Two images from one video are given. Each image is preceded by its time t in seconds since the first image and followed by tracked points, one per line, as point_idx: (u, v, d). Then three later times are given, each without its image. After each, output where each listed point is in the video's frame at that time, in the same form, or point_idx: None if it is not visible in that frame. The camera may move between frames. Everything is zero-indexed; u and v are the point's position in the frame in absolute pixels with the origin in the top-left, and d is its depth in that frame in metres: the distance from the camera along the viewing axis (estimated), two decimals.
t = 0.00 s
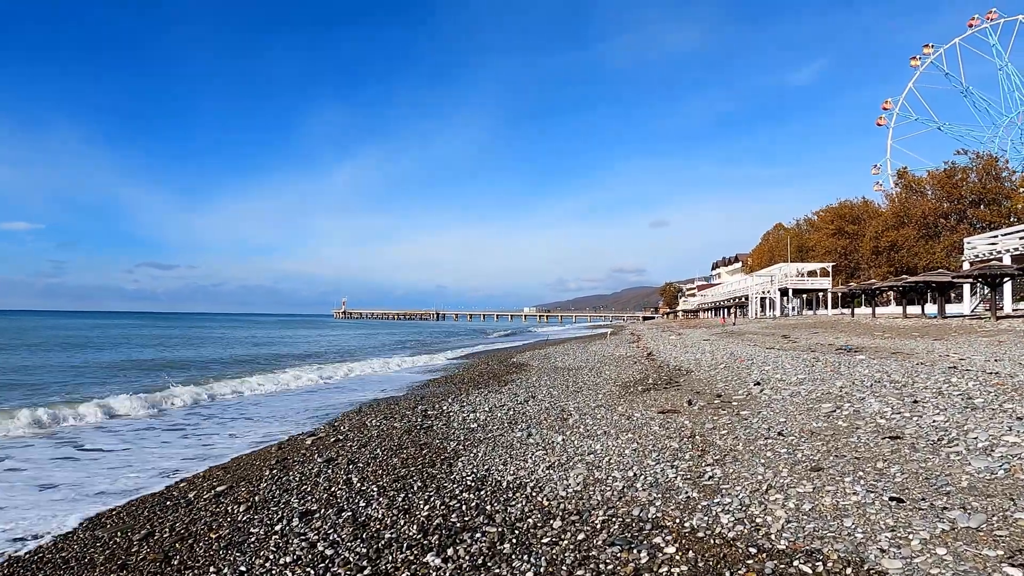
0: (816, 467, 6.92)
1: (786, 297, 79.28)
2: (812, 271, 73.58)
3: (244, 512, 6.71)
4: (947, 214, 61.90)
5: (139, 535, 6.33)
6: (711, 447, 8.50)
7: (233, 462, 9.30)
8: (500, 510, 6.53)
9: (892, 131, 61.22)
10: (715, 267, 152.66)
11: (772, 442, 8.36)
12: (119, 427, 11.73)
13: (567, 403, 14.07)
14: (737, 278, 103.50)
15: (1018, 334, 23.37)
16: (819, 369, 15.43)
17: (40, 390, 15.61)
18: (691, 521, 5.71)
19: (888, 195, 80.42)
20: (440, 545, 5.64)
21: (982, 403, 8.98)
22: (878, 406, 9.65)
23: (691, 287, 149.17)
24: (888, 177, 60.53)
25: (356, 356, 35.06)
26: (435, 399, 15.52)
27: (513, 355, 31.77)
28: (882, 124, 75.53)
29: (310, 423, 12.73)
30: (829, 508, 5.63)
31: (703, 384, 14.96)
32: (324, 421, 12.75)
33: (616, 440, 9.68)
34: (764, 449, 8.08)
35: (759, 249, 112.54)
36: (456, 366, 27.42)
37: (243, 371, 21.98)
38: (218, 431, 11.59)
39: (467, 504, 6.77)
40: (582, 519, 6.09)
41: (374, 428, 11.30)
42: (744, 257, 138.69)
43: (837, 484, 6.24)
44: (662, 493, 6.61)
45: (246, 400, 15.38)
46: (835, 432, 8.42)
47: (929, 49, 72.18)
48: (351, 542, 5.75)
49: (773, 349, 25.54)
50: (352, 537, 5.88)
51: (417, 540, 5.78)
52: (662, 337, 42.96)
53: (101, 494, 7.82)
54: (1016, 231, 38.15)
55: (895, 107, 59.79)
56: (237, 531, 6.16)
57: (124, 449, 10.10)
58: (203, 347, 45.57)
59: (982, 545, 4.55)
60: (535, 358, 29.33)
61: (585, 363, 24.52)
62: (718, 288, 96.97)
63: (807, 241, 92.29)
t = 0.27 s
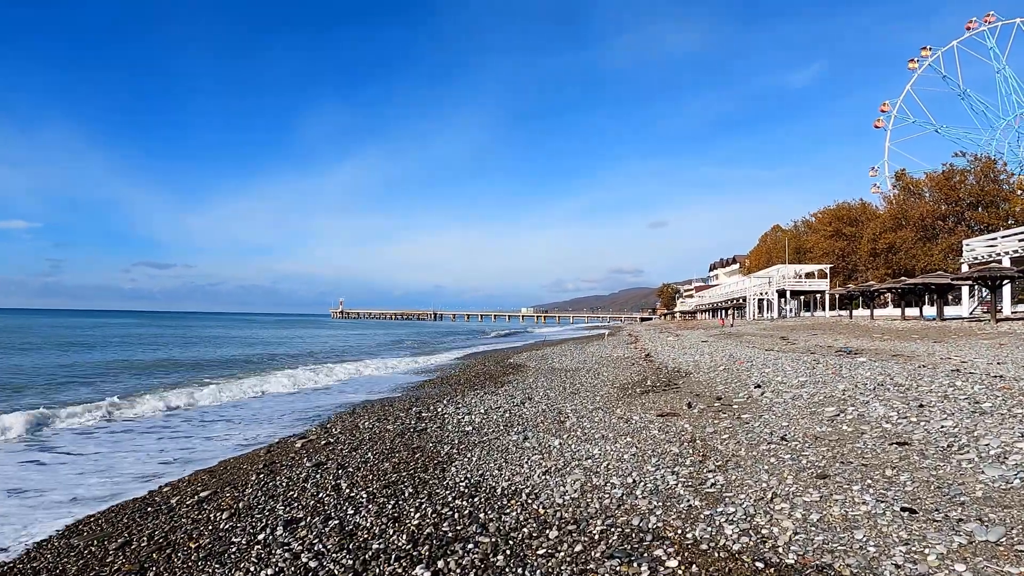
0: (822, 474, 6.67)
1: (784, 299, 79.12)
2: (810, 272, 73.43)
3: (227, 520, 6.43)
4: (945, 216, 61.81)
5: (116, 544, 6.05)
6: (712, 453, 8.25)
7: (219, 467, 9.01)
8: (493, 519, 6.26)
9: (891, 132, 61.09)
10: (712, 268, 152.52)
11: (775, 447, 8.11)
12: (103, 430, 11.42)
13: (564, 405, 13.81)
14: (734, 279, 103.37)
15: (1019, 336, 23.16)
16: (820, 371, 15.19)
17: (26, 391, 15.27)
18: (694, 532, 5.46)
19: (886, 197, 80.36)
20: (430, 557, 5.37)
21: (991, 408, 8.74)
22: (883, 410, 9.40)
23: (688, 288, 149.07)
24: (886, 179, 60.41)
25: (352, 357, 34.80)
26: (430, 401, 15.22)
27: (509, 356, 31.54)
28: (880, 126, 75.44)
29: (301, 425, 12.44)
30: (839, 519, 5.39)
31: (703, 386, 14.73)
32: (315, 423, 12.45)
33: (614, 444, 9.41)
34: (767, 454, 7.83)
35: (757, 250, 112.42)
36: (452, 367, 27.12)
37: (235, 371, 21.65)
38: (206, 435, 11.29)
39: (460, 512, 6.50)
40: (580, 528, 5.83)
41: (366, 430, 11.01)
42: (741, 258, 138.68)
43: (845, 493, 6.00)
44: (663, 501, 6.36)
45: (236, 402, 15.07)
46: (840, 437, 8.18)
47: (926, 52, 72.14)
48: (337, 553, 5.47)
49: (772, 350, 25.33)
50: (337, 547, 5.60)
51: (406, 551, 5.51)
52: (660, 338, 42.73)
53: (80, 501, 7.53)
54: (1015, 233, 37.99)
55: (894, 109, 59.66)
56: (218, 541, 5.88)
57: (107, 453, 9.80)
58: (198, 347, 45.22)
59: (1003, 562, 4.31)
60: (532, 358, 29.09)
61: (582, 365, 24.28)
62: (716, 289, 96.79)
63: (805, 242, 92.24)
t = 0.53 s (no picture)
0: (827, 482, 6.45)
1: (782, 300, 79.02)
2: (808, 273, 73.36)
3: (211, 530, 6.20)
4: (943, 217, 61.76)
5: (94, 555, 5.81)
6: (713, 459, 8.02)
7: (207, 473, 8.77)
8: (487, 529, 6.04)
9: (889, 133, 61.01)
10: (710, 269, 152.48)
11: (778, 453, 7.90)
12: (89, 436, 11.15)
13: (562, 408, 13.59)
14: (733, 280, 103.33)
15: (1020, 338, 23.01)
16: (821, 373, 15.00)
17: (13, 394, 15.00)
18: (696, 544, 5.24)
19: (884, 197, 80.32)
20: (420, 571, 5.14)
21: (997, 413, 8.54)
22: (887, 414, 9.20)
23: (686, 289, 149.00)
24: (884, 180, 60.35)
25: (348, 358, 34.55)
26: (425, 403, 15.00)
27: (507, 357, 31.33)
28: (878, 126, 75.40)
29: (293, 429, 12.20)
30: (846, 530, 5.18)
31: (702, 388, 14.53)
32: (308, 427, 12.20)
33: (612, 449, 9.19)
34: (770, 460, 7.62)
35: (755, 251, 112.40)
36: (448, 368, 26.90)
37: (229, 373, 21.39)
38: (195, 440, 11.04)
39: (453, 521, 6.28)
40: (576, 539, 5.62)
41: (359, 434, 10.78)
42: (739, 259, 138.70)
43: (853, 502, 5.78)
44: (663, 510, 6.14)
45: (228, 405, 14.82)
46: (844, 442, 7.97)
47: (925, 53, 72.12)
48: (323, 566, 5.24)
49: (771, 352, 25.14)
50: (324, 560, 5.37)
51: (396, 564, 5.28)
52: (658, 339, 42.49)
53: (61, 510, 7.29)
54: (1014, 234, 37.89)
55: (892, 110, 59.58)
56: (201, 552, 5.65)
57: (93, 460, 9.55)
58: (193, 347, 44.97)
59: None
60: (530, 359, 28.90)
61: (580, 366, 24.10)
62: (714, 290, 96.70)
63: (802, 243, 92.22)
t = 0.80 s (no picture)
0: (833, 486, 6.23)
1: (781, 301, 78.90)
2: (807, 274, 73.25)
3: (193, 537, 5.95)
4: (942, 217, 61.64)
5: (69, 564, 5.56)
6: (714, 462, 7.80)
7: (194, 477, 8.52)
8: (480, 535, 5.81)
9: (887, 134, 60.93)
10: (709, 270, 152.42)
11: (782, 456, 7.67)
12: (75, 440, 10.88)
13: (560, 409, 13.36)
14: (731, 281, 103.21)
15: (1022, 338, 22.82)
16: (822, 374, 14.79)
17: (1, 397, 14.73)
18: (697, 552, 5.02)
19: (883, 198, 80.22)
20: None
21: (1006, 414, 8.32)
22: (893, 415, 8.98)
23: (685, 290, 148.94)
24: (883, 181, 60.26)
25: (345, 359, 34.35)
26: (421, 405, 14.77)
27: (505, 358, 31.12)
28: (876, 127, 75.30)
29: (285, 431, 11.95)
30: (855, 537, 4.96)
31: (702, 389, 14.32)
32: (300, 429, 11.95)
33: (610, 451, 8.96)
34: (773, 464, 7.39)
35: (754, 252, 112.36)
36: (446, 369, 26.69)
37: (223, 375, 21.14)
38: (184, 444, 10.79)
39: (445, 528, 6.04)
40: (573, 547, 5.38)
41: (352, 436, 10.54)
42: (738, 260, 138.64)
43: (860, 508, 5.56)
44: (663, 516, 5.91)
45: (220, 408, 14.56)
46: (849, 445, 7.74)
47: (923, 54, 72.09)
48: None
49: (771, 353, 24.95)
50: (309, 569, 5.14)
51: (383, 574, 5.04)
52: (657, 339, 42.31)
53: (40, 517, 7.03)
54: (1014, 235, 37.75)
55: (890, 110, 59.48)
56: (181, 561, 5.40)
57: (77, 465, 9.30)
58: (190, 348, 44.74)
59: None
60: (528, 360, 28.70)
61: (579, 367, 23.88)
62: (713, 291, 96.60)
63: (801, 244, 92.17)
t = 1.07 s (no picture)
0: (843, 493, 6.00)
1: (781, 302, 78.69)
2: (807, 275, 73.06)
3: (176, 546, 5.72)
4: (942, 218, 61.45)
5: None
6: (718, 467, 7.57)
7: (183, 483, 8.28)
8: (477, 545, 5.58)
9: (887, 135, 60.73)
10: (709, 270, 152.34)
11: (788, 461, 7.45)
12: (64, 445, 10.63)
13: (559, 411, 13.13)
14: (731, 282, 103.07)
15: None
16: (826, 376, 14.56)
17: None
18: (704, 564, 4.79)
19: (883, 199, 80.03)
20: None
21: (1018, 418, 8.09)
22: (901, 419, 8.75)
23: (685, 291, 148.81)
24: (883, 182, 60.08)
25: (343, 361, 34.15)
26: (418, 407, 14.53)
27: (504, 360, 30.90)
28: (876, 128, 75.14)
29: (280, 435, 11.71)
30: (869, 549, 4.73)
31: (704, 391, 14.09)
32: (294, 433, 11.70)
33: (611, 456, 8.73)
34: (779, 469, 7.16)
35: (754, 253, 112.20)
36: (444, 370, 26.44)
37: (218, 377, 20.89)
38: (175, 449, 10.53)
39: (440, 536, 5.81)
40: (573, 557, 5.16)
41: (347, 440, 10.29)
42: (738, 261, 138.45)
43: (873, 517, 5.33)
44: (667, 525, 5.68)
45: (214, 411, 14.32)
46: (858, 450, 7.51)
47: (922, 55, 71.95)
48: None
49: (773, 354, 24.70)
50: None
51: None
52: (657, 341, 42.21)
53: (21, 526, 6.79)
54: (1016, 236, 37.55)
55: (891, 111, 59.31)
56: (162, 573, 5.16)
57: (63, 472, 9.03)
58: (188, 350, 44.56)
59: None
60: (527, 362, 28.48)
61: (578, 368, 23.67)
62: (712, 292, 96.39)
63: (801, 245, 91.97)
